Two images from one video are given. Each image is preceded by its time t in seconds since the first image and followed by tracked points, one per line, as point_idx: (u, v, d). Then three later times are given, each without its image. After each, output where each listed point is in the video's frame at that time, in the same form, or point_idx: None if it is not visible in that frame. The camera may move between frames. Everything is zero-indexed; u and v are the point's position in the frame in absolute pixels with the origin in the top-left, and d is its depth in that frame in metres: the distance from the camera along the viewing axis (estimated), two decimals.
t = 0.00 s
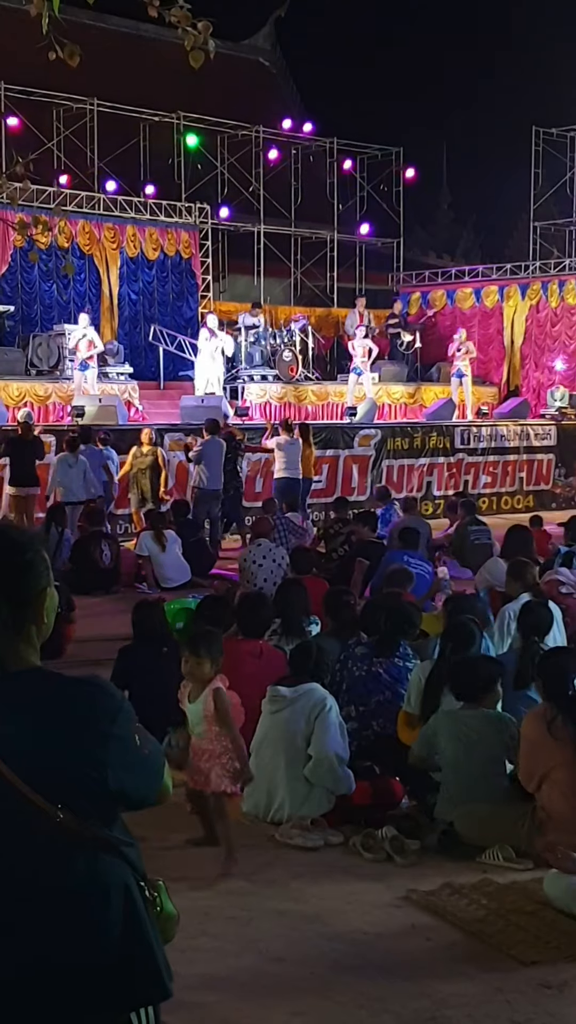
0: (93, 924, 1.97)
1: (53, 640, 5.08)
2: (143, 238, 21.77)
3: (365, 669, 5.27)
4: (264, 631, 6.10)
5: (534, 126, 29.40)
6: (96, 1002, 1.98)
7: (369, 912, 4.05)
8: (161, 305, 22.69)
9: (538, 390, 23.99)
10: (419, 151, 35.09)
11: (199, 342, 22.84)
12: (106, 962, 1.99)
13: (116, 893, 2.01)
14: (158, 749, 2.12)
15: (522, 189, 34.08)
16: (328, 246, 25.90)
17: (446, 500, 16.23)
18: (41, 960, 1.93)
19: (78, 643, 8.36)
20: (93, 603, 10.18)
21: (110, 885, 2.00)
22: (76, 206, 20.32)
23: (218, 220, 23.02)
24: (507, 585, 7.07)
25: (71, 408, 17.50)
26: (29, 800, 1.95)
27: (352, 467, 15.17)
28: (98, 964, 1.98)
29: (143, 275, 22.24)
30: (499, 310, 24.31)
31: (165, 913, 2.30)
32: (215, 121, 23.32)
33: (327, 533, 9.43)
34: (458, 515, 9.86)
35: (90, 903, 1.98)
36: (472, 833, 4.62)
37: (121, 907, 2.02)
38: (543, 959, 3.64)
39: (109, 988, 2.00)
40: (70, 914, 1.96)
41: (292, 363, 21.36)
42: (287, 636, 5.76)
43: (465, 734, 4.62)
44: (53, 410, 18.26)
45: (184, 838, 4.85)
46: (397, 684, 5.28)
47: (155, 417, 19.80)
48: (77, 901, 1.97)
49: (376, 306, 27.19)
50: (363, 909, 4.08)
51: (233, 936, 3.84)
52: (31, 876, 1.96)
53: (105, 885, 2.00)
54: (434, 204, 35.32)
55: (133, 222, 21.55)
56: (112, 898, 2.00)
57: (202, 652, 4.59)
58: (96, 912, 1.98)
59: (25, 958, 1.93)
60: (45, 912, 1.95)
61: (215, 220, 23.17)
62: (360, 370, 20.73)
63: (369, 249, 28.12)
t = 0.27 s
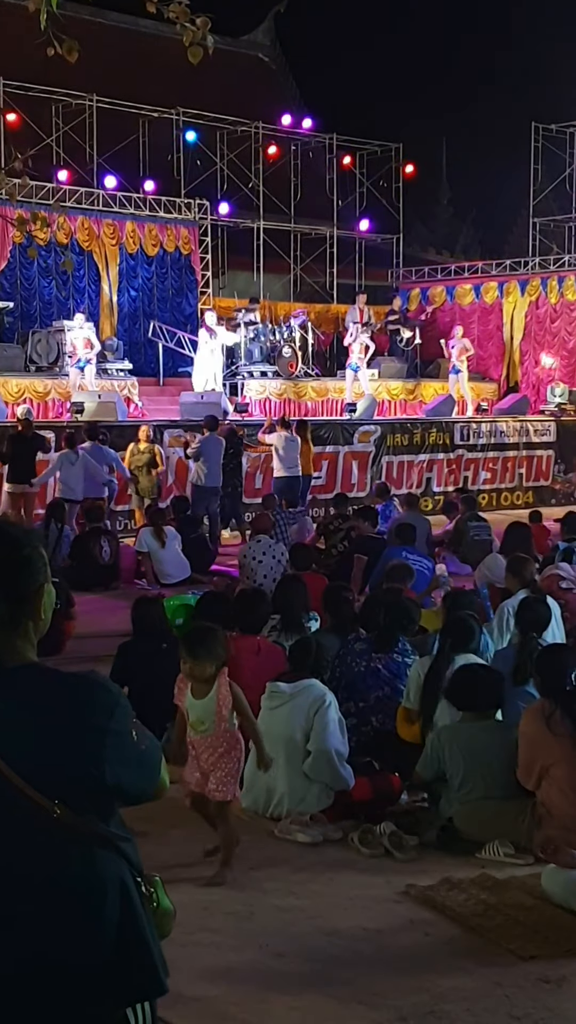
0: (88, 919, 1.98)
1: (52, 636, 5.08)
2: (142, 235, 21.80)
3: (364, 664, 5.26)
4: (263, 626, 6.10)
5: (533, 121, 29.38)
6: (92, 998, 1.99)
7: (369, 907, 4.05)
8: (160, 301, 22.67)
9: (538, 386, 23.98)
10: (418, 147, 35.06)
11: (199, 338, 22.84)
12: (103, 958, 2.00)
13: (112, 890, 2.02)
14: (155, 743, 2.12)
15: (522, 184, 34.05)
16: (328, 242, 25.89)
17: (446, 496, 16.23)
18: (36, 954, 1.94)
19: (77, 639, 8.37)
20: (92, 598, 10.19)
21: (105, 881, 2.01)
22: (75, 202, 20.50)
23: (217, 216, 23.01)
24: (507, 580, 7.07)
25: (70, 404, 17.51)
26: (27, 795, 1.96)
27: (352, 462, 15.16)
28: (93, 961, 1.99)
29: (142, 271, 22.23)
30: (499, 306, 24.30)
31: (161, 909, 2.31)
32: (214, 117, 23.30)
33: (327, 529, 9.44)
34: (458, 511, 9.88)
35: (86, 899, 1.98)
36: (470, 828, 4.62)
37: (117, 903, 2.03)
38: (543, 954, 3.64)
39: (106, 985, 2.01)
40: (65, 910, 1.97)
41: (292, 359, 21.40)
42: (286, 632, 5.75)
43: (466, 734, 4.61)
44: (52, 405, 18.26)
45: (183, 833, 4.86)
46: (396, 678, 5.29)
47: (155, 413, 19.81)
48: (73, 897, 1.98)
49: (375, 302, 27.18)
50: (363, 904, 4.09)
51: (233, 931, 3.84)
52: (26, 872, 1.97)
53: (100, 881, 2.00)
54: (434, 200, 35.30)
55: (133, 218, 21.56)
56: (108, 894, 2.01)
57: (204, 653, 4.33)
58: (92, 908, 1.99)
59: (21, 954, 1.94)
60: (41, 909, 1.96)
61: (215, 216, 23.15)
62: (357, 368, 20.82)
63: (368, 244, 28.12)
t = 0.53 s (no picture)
0: (87, 918, 1.99)
1: (49, 636, 5.08)
2: (138, 234, 21.73)
3: (362, 662, 5.28)
4: (261, 626, 6.10)
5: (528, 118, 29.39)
6: (91, 1000, 1.99)
7: (368, 904, 4.06)
8: (156, 300, 22.66)
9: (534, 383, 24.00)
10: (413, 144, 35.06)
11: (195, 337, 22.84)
12: (102, 958, 2.00)
13: (111, 889, 2.03)
14: (153, 743, 2.13)
15: (517, 182, 34.06)
16: (324, 241, 25.89)
17: (442, 493, 16.25)
18: (35, 957, 1.95)
19: (75, 639, 8.37)
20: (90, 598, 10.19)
21: (104, 880, 2.01)
22: (70, 201, 20.53)
23: (213, 215, 23.01)
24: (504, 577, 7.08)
25: (67, 404, 17.50)
26: (25, 794, 1.97)
27: (348, 461, 15.17)
28: (92, 962, 1.99)
29: (138, 270, 22.19)
30: (494, 304, 24.31)
31: (158, 907, 2.32)
32: (208, 116, 23.30)
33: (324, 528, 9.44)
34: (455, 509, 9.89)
35: (85, 899, 1.99)
36: (469, 826, 4.62)
37: (116, 902, 2.04)
38: (541, 950, 3.65)
39: (105, 984, 2.01)
40: (64, 910, 1.98)
41: (288, 358, 21.37)
42: (284, 631, 5.74)
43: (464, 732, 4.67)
44: (49, 405, 18.32)
45: (181, 832, 4.86)
46: (394, 677, 5.29)
47: (152, 412, 19.83)
48: (72, 897, 1.98)
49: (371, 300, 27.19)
50: (361, 902, 4.09)
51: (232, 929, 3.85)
52: (25, 873, 1.97)
53: (99, 880, 2.01)
54: (429, 198, 35.31)
55: (128, 217, 21.52)
56: (106, 894, 2.02)
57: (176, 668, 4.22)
58: (92, 907, 1.99)
59: (20, 955, 1.95)
60: (39, 909, 1.97)
61: (210, 215, 23.15)
62: (354, 366, 20.82)
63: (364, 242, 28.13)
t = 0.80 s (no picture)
0: (82, 918, 1.99)
1: (42, 636, 5.08)
2: (130, 233, 21.80)
3: (355, 661, 5.28)
4: (254, 625, 6.11)
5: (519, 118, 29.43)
6: (85, 1001, 1.99)
7: (361, 903, 4.06)
8: (148, 299, 22.63)
9: (527, 382, 24.04)
10: (405, 144, 35.07)
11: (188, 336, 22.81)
12: (97, 958, 2.00)
13: (106, 889, 2.03)
14: (147, 743, 2.14)
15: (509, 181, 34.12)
16: (316, 240, 25.89)
17: (435, 493, 16.26)
18: (29, 958, 1.95)
19: (67, 639, 8.36)
20: (82, 597, 10.19)
21: (99, 879, 2.01)
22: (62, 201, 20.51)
23: (205, 214, 23.00)
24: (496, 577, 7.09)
25: (59, 403, 17.49)
26: (22, 794, 1.98)
27: (341, 460, 15.19)
28: (86, 962, 1.99)
29: (130, 269, 22.20)
30: (486, 303, 24.34)
31: (151, 907, 2.34)
32: (200, 115, 23.28)
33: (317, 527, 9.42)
34: (449, 507, 9.89)
35: (80, 898, 1.99)
36: (463, 825, 4.62)
37: (110, 903, 2.04)
38: (535, 947, 3.66)
39: (101, 986, 2.01)
40: (59, 910, 1.98)
41: (281, 357, 21.24)
42: (277, 630, 5.78)
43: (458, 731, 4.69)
44: (41, 405, 18.18)
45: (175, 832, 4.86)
46: (387, 675, 5.31)
47: (145, 412, 19.84)
48: (66, 896, 1.98)
49: (364, 299, 27.21)
50: (355, 900, 4.10)
51: (226, 929, 3.85)
52: (20, 871, 1.97)
53: (94, 880, 2.01)
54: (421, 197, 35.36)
55: (120, 216, 21.51)
56: (101, 893, 2.02)
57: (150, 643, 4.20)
58: (87, 905, 2.00)
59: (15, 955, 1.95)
60: (33, 909, 1.97)
61: (203, 214, 23.15)
62: (352, 364, 20.93)
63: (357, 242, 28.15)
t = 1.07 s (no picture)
0: (67, 916, 2.03)
1: (23, 637, 5.07)
2: (113, 231, 21.76)
3: (337, 661, 5.34)
4: (237, 624, 6.11)
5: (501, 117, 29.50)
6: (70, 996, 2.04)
7: (343, 902, 4.07)
8: (131, 298, 22.58)
9: (509, 381, 24.11)
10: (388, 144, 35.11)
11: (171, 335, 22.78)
12: (82, 955, 2.04)
13: (90, 888, 2.06)
14: (132, 743, 2.17)
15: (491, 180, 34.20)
16: (299, 239, 25.89)
17: (419, 492, 16.30)
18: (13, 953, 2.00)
19: (49, 639, 8.34)
20: (65, 597, 10.17)
21: (83, 879, 2.05)
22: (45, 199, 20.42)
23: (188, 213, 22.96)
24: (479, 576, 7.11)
25: (41, 402, 17.43)
26: (6, 795, 2.01)
27: (324, 459, 15.20)
28: (70, 960, 2.03)
29: (113, 268, 22.11)
30: (469, 302, 24.40)
31: (137, 907, 2.36)
32: (183, 113, 23.25)
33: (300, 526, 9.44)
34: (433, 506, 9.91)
35: (64, 896, 2.03)
36: (446, 823, 4.63)
37: (95, 902, 2.07)
38: (516, 945, 3.68)
39: (84, 981, 2.05)
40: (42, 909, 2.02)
41: (264, 356, 21.44)
42: (260, 628, 5.77)
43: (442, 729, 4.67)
44: (23, 404, 18.22)
45: (158, 831, 4.86)
46: (369, 674, 5.37)
47: (127, 411, 19.80)
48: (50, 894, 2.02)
49: (347, 298, 27.22)
50: (337, 898, 4.11)
51: (208, 929, 3.85)
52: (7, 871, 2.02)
53: (78, 879, 2.05)
54: (404, 197, 35.40)
55: (102, 215, 21.49)
56: (85, 893, 2.05)
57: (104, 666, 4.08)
58: (71, 902, 2.03)
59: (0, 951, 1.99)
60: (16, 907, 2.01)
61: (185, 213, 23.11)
62: (338, 363, 20.70)
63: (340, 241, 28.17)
